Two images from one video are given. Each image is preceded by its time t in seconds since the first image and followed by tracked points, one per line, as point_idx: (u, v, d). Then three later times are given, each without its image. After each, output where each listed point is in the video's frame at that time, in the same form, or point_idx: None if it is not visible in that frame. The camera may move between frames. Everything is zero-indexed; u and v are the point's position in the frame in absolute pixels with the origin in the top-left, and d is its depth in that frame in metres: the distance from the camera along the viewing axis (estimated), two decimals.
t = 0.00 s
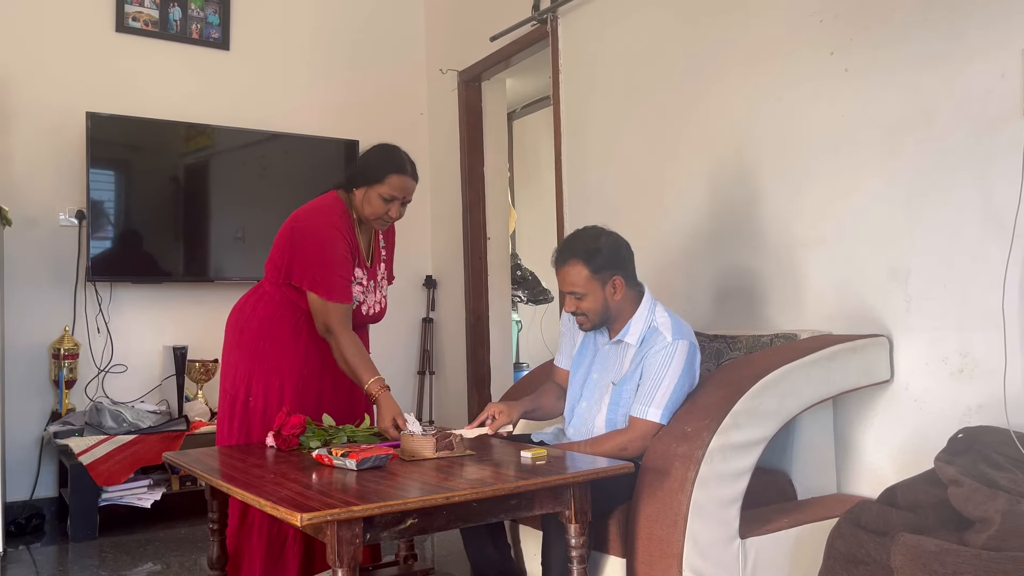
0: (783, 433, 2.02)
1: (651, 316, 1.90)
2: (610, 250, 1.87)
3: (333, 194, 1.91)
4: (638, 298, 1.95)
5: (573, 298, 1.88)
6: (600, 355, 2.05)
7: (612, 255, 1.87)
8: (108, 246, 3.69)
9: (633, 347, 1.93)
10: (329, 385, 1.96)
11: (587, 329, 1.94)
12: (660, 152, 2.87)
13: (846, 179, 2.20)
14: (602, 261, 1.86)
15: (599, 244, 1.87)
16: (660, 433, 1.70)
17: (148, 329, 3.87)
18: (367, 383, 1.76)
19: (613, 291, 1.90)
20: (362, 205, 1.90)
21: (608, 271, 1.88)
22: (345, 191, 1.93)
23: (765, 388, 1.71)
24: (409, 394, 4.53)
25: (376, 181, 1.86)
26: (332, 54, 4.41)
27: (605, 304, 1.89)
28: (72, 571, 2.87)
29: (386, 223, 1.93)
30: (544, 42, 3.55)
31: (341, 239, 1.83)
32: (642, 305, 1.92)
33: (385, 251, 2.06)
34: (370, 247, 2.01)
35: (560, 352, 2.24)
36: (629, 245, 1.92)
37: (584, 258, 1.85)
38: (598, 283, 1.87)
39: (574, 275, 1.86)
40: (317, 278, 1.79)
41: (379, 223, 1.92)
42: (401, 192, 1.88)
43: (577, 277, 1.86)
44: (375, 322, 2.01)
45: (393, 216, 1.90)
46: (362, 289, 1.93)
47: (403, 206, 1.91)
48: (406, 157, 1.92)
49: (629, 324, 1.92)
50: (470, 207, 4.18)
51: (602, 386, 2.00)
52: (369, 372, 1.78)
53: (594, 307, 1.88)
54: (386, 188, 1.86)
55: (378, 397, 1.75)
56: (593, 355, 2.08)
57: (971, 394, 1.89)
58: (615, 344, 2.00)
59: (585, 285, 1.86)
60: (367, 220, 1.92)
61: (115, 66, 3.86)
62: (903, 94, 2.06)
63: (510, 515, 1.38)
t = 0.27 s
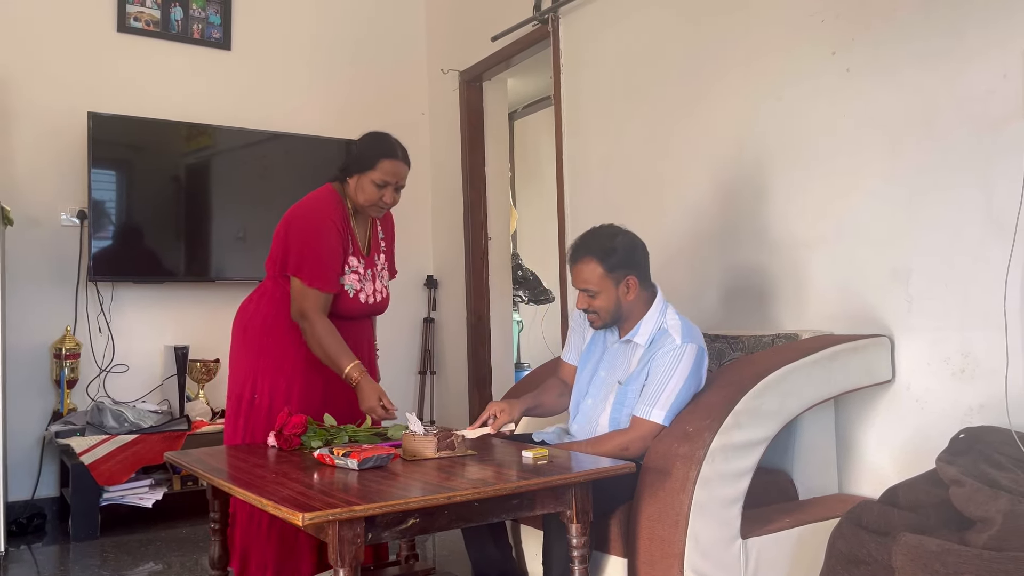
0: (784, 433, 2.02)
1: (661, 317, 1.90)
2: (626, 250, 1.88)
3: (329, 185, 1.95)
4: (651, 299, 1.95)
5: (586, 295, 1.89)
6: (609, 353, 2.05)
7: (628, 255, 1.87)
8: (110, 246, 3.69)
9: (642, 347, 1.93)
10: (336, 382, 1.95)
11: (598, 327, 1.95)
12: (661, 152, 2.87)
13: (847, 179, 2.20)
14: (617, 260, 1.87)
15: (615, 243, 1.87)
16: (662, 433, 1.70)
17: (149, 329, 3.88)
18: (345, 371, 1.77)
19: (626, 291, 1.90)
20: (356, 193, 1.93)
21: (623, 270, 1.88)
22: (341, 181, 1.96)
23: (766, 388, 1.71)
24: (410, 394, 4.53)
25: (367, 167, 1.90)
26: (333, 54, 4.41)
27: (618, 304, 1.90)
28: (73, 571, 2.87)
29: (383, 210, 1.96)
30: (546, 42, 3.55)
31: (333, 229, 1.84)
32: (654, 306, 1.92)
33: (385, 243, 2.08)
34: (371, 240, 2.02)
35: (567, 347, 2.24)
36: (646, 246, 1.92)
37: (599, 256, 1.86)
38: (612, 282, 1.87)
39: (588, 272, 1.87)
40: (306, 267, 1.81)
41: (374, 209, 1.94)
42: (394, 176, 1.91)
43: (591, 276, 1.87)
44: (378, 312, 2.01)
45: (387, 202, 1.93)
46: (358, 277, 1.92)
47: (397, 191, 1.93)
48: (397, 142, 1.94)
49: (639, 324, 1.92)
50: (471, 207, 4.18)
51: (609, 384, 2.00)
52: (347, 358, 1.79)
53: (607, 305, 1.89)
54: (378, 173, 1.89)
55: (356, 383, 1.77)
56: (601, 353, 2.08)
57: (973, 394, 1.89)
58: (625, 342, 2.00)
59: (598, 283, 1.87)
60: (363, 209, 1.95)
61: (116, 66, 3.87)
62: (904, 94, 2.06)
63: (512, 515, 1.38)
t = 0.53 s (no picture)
0: (785, 433, 2.02)
1: (670, 317, 1.90)
2: (642, 246, 1.89)
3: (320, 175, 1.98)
4: (663, 298, 1.95)
5: (599, 289, 1.91)
6: (617, 351, 2.05)
7: (643, 251, 1.89)
8: (111, 246, 3.69)
9: (650, 346, 1.93)
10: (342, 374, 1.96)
11: (608, 322, 1.96)
12: (663, 152, 2.87)
13: (848, 179, 2.20)
14: (633, 256, 1.88)
15: (632, 240, 1.89)
16: (664, 433, 1.70)
17: (151, 329, 3.88)
18: (315, 352, 1.78)
19: (640, 287, 1.91)
20: (347, 179, 1.96)
21: (637, 266, 1.89)
22: (331, 171, 1.99)
23: (768, 389, 1.71)
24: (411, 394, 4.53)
25: (357, 153, 1.93)
26: (334, 54, 4.42)
27: (629, 301, 1.91)
28: (75, 571, 2.88)
29: (376, 195, 1.99)
30: (547, 42, 3.55)
31: (322, 215, 1.86)
32: (664, 306, 1.92)
33: (383, 234, 2.09)
34: (367, 229, 2.03)
35: (574, 344, 2.24)
36: (662, 246, 1.93)
37: (613, 251, 1.88)
38: (625, 278, 1.88)
39: (603, 266, 1.89)
40: (291, 250, 1.81)
41: (367, 194, 1.97)
42: (384, 160, 1.95)
43: (604, 270, 1.89)
44: (378, 301, 2.02)
45: (379, 185, 1.97)
46: (352, 263, 1.94)
47: (389, 175, 1.97)
48: (386, 129, 1.99)
49: (649, 323, 1.92)
50: (472, 207, 4.18)
51: (616, 382, 2.00)
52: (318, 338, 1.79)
53: (619, 301, 1.90)
54: (368, 157, 1.93)
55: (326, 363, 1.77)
56: (609, 350, 2.08)
57: (975, 394, 1.89)
58: (632, 341, 2.00)
59: (612, 279, 1.89)
60: (355, 195, 1.98)
61: (118, 66, 3.87)
62: (906, 94, 2.06)
63: (513, 514, 1.38)
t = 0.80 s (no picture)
0: (785, 433, 2.02)
1: (675, 318, 1.90)
2: (652, 243, 1.89)
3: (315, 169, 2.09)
4: (669, 298, 1.95)
5: (607, 284, 1.91)
6: (620, 350, 2.06)
7: (654, 249, 1.89)
8: (112, 246, 3.70)
9: (653, 346, 1.93)
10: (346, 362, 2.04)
11: (614, 318, 1.96)
12: (664, 152, 2.87)
13: (849, 179, 2.20)
14: (644, 253, 1.88)
15: (642, 237, 1.89)
16: (664, 433, 1.70)
17: (152, 329, 3.88)
18: (289, 340, 1.88)
19: (648, 285, 1.91)
20: (340, 171, 2.06)
21: (646, 263, 1.89)
22: (326, 165, 2.11)
23: (768, 389, 1.71)
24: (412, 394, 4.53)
25: (348, 144, 2.05)
26: (335, 55, 4.42)
27: (637, 297, 1.91)
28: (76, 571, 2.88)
29: (369, 186, 2.08)
30: (548, 42, 3.55)
31: (314, 203, 1.97)
32: (669, 306, 1.92)
33: (381, 228, 2.19)
34: (364, 222, 2.13)
35: (576, 342, 2.24)
36: (672, 244, 1.94)
37: (624, 247, 1.88)
38: (633, 274, 1.89)
39: (612, 261, 1.89)
40: (280, 234, 1.91)
41: (360, 184, 2.07)
42: (375, 149, 2.06)
43: (613, 264, 1.89)
44: (376, 292, 2.10)
45: (371, 175, 2.06)
46: (345, 251, 2.03)
47: (380, 164, 2.08)
48: (377, 122, 2.10)
49: (653, 323, 1.93)
50: (473, 207, 4.18)
51: (618, 381, 2.01)
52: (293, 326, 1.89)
53: (626, 297, 1.90)
54: (359, 147, 2.04)
55: (299, 352, 1.87)
56: (612, 349, 2.09)
57: (976, 394, 1.89)
58: (636, 339, 2.00)
59: (620, 274, 1.89)
60: (348, 186, 2.08)
61: (119, 66, 3.87)
62: (906, 94, 2.06)
63: (514, 514, 1.38)
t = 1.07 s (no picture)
0: (786, 433, 2.02)
1: (676, 317, 1.91)
2: (658, 241, 1.92)
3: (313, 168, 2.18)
4: (670, 297, 1.97)
5: (609, 281, 1.93)
6: (621, 350, 2.06)
7: (659, 246, 1.92)
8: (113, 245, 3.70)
9: (654, 346, 1.94)
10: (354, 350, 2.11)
11: (616, 315, 1.97)
12: (664, 152, 2.87)
13: (849, 179, 2.21)
14: (649, 250, 1.91)
15: (646, 235, 1.92)
16: (664, 433, 1.70)
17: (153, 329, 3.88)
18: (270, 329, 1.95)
19: (650, 282, 1.93)
20: (337, 167, 2.15)
21: (649, 260, 1.91)
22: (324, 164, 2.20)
23: (769, 389, 1.71)
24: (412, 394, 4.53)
25: (344, 140, 2.14)
26: (336, 55, 4.42)
27: (640, 294, 1.93)
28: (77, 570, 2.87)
29: (365, 180, 2.17)
30: (549, 42, 3.55)
31: (307, 197, 2.05)
32: (671, 306, 1.93)
33: (381, 222, 2.27)
34: (362, 216, 2.21)
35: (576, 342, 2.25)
36: (676, 244, 1.96)
37: (627, 244, 1.91)
38: (637, 271, 1.91)
39: (616, 257, 1.91)
40: (272, 227, 1.98)
41: (356, 179, 2.15)
42: (370, 144, 2.15)
43: (618, 261, 1.91)
44: (372, 282, 2.17)
45: (366, 169, 2.15)
46: (340, 240, 2.10)
47: (375, 159, 2.16)
48: (373, 119, 2.19)
49: (654, 322, 1.93)
50: (474, 207, 4.18)
51: (620, 380, 2.01)
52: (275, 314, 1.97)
53: (629, 293, 1.92)
54: (354, 142, 2.13)
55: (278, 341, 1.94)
56: (614, 348, 2.09)
57: (976, 394, 1.89)
58: (638, 339, 2.01)
59: (623, 271, 1.91)
60: (344, 182, 2.16)
61: (120, 66, 3.87)
62: (907, 94, 2.06)
63: (515, 514, 1.38)
